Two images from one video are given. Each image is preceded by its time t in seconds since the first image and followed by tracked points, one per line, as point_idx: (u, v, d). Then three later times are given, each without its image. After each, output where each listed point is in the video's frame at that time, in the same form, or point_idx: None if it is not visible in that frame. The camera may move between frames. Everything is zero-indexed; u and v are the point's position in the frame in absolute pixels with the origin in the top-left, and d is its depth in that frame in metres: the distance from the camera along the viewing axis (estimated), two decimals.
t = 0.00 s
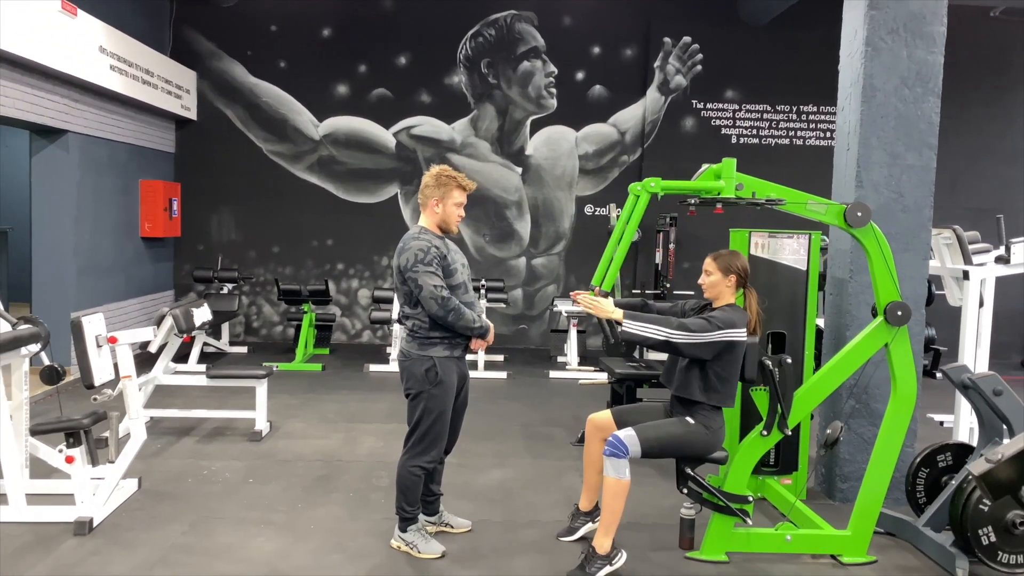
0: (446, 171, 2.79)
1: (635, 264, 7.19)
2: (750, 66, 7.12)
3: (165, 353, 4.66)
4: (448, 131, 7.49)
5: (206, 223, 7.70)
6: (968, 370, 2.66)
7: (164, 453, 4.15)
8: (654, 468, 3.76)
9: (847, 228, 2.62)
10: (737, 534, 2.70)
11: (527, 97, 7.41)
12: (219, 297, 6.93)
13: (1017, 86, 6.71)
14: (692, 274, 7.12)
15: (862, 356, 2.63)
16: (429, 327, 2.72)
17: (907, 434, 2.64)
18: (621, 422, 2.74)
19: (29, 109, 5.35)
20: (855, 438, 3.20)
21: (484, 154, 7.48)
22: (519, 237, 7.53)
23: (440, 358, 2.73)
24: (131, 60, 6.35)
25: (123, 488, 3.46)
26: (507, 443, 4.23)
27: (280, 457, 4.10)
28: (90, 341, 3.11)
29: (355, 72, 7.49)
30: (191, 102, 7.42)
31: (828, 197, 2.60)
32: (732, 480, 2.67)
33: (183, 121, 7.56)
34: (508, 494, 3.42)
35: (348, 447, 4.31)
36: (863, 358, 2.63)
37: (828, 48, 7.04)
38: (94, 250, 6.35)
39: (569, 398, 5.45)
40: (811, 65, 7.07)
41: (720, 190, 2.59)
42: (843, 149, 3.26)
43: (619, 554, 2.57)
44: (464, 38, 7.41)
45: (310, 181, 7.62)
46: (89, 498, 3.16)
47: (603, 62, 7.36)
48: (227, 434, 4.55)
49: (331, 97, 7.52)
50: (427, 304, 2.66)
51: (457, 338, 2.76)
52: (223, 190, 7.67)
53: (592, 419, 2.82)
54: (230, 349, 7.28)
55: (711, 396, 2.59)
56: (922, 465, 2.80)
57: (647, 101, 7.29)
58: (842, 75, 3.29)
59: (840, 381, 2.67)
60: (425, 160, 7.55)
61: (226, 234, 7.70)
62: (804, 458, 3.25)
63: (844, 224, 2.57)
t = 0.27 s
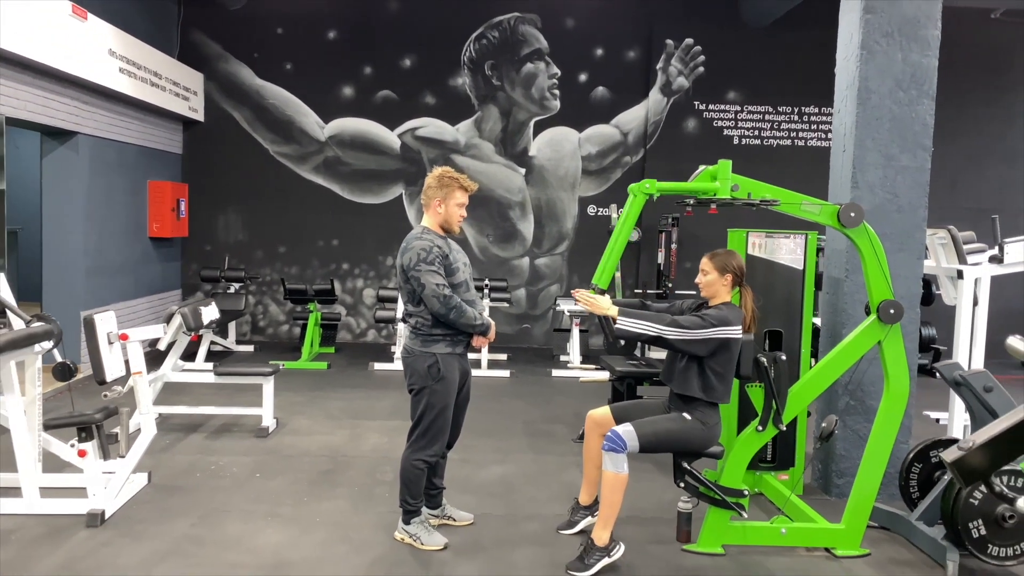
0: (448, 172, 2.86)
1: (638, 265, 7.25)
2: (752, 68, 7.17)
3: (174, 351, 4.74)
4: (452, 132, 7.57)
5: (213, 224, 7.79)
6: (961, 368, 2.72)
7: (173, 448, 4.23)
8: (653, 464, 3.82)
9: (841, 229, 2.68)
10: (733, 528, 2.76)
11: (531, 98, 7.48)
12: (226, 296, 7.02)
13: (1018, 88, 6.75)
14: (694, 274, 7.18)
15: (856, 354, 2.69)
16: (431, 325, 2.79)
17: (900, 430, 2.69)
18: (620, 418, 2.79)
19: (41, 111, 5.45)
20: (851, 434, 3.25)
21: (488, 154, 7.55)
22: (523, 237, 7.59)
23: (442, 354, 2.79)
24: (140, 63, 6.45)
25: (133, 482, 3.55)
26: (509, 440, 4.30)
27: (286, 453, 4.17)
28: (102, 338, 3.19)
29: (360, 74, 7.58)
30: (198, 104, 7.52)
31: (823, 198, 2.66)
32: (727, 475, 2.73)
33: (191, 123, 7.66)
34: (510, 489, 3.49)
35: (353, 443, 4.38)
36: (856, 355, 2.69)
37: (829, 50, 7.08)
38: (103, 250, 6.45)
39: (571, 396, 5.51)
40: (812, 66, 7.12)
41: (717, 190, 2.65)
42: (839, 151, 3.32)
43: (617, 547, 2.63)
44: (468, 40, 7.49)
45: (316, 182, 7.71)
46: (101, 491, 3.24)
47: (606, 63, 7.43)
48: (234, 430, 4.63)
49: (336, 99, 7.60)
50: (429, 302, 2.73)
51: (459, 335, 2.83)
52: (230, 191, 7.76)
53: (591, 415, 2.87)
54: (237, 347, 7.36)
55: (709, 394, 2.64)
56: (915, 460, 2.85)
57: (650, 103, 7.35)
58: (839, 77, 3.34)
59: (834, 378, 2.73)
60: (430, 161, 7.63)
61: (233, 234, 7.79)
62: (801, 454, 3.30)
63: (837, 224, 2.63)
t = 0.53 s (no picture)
0: (452, 173, 2.92)
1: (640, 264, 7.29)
2: (754, 69, 7.21)
3: (182, 348, 4.81)
4: (456, 133, 7.62)
5: (219, 223, 7.86)
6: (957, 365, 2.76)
7: (181, 444, 4.30)
8: (654, 460, 3.87)
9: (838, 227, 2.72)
10: (731, 521, 2.81)
11: (534, 99, 7.53)
12: (232, 295, 7.09)
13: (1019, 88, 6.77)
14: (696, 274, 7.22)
15: (852, 350, 2.73)
16: (435, 322, 2.85)
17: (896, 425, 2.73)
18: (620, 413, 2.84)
19: (50, 112, 5.53)
20: (848, 431, 3.30)
21: (491, 155, 7.60)
22: (526, 236, 7.65)
23: (446, 351, 2.85)
24: (148, 64, 6.53)
25: (143, 477, 3.61)
26: (512, 437, 4.35)
27: (292, 449, 4.24)
28: (113, 335, 3.26)
29: (365, 75, 7.64)
30: (205, 104, 7.59)
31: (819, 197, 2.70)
32: (726, 470, 2.78)
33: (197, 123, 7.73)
34: (512, 484, 3.54)
35: (359, 439, 4.44)
36: (852, 352, 2.73)
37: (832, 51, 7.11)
38: (111, 249, 6.53)
39: (573, 393, 5.56)
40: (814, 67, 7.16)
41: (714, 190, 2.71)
42: (838, 151, 3.36)
43: (617, 540, 2.68)
44: (472, 42, 7.54)
45: (322, 182, 7.77)
46: (111, 485, 3.31)
47: (609, 64, 7.48)
48: (240, 427, 4.70)
49: (341, 100, 7.67)
50: (433, 299, 2.79)
51: (462, 332, 2.88)
52: (236, 191, 7.83)
53: (592, 411, 2.92)
54: (243, 346, 7.43)
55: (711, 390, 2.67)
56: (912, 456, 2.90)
57: (653, 104, 7.40)
58: (837, 78, 3.39)
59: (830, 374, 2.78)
60: (434, 162, 7.68)
61: (239, 234, 7.87)
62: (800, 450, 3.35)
63: (834, 223, 2.68)
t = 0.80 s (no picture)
0: (457, 174, 2.97)
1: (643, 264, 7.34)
2: (756, 70, 7.26)
3: (190, 347, 4.87)
4: (461, 134, 7.68)
5: (225, 223, 7.94)
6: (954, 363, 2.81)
7: (190, 441, 4.36)
8: (656, 457, 3.91)
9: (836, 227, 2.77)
10: (732, 517, 2.86)
11: (538, 100, 7.59)
12: (239, 295, 7.16)
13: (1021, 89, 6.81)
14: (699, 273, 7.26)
15: (851, 348, 2.78)
16: (441, 320, 2.90)
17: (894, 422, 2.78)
18: (623, 410, 2.89)
19: (60, 113, 5.60)
20: (848, 428, 3.35)
21: (495, 155, 7.66)
22: (530, 236, 7.70)
23: (452, 349, 2.90)
24: (156, 66, 6.60)
25: (153, 472, 3.68)
26: (516, 434, 4.41)
27: (299, 446, 4.30)
28: (125, 333, 3.32)
29: (370, 76, 7.70)
30: (211, 105, 7.66)
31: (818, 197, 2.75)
32: (726, 466, 2.82)
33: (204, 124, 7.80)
34: (516, 480, 3.59)
35: (365, 436, 4.50)
36: (851, 350, 2.78)
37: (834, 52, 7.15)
38: (120, 249, 6.60)
39: (576, 392, 5.61)
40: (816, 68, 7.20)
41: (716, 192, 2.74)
42: (838, 152, 3.40)
43: (620, 534, 2.73)
44: (476, 43, 7.60)
45: (327, 182, 7.84)
46: (123, 480, 3.38)
47: (612, 66, 7.53)
48: (248, 424, 4.76)
49: (347, 101, 7.73)
50: (439, 298, 2.84)
51: (468, 330, 2.94)
52: (242, 191, 7.90)
53: (595, 409, 2.98)
54: (249, 345, 7.50)
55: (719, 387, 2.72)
56: (909, 452, 2.94)
57: (656, 105, 7.45)
58: (837, 80, 3.43)
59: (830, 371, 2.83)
60: (439, 162, 7.74)
61: (245, 233, 7.94)
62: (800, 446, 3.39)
63: (833, 222, 2.73)
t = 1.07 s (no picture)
0: (464, 177, 3.05)
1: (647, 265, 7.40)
2: (759, 72, 7.31)
3: (200, 346, 4.96)
4: (466, 136, 7.76)
5: (234, 224, 8.03)
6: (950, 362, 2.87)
7: (201, 438, 4.45)
8: (659, 455, 3.98)
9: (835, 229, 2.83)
10: (732, 513, 2.92)
11: (542, 102, 7.65)
12: (247, 295, 7.25)
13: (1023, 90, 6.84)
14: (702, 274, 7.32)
15: (849, 347, 2.84)
16: (448, 320, 2.98)
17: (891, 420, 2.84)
18: (625, 408, 2.96)
19: (72, 116, 5.70)
20: (847, 426, 3.41)
21: (500, 157, 7.73)
22: (534, 237, 7.77)
23: (458, 348, 2.97)
24: (166, 70, 6.70)
25: (166, 468, 3.76)
26: (521, 432, 4.48)
27: (307, 443, 4.38)
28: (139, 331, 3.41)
29: (376, 79, 7.79)
30: (220, 108, 7.76)
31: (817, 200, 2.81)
32: (726, 463, 2.89)
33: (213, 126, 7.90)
34: (521, 477, 3.67)
35: (372, 434, 4.58)
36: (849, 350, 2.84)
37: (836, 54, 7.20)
38: (130, 250, 6.70)
39: (581, 391, 5.68)
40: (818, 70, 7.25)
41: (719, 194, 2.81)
42: (837, 155, 3.47)
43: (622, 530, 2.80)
44: (481, 46, 7.68)
45: (334, 184, 7.93)
46: (137, 475, 3.46)
47: (616, 68, 7.59)
48: (258, 422, 4.85)
49: (353, 103, 7.82)
50: (446, 298, 2.92)
51: (474, 329, 3.01)
52: (250, 193, 8.00)
53: (598, 407, 3.04)
54: (257, 344, 7.60)
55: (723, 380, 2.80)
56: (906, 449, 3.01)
57: (659, 106, 7.51)
58: (837, 84, 3.49)
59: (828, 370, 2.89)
60: (444, 164, 7.82)
61: (253, 234, 8.03)
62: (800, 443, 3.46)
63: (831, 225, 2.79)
